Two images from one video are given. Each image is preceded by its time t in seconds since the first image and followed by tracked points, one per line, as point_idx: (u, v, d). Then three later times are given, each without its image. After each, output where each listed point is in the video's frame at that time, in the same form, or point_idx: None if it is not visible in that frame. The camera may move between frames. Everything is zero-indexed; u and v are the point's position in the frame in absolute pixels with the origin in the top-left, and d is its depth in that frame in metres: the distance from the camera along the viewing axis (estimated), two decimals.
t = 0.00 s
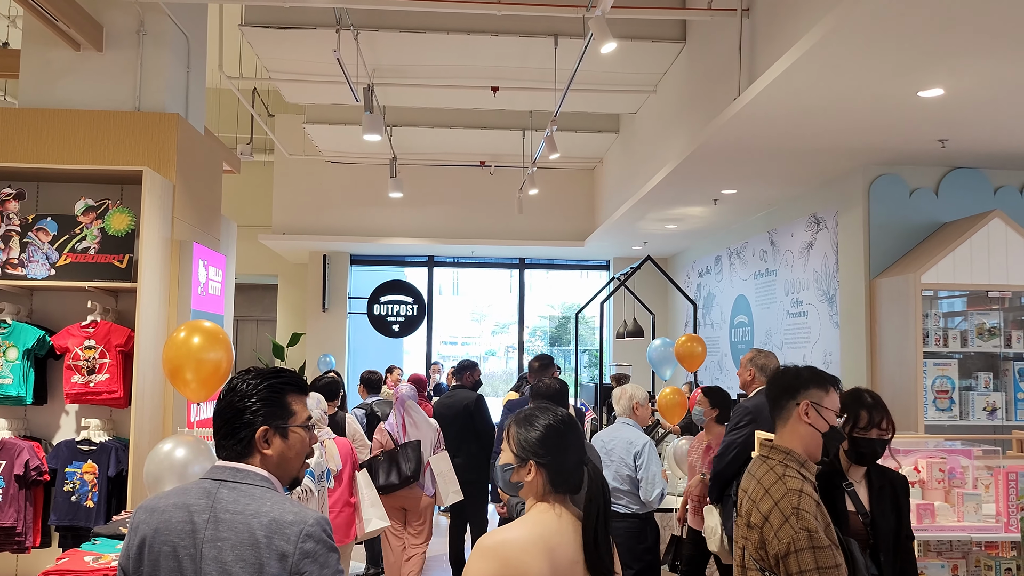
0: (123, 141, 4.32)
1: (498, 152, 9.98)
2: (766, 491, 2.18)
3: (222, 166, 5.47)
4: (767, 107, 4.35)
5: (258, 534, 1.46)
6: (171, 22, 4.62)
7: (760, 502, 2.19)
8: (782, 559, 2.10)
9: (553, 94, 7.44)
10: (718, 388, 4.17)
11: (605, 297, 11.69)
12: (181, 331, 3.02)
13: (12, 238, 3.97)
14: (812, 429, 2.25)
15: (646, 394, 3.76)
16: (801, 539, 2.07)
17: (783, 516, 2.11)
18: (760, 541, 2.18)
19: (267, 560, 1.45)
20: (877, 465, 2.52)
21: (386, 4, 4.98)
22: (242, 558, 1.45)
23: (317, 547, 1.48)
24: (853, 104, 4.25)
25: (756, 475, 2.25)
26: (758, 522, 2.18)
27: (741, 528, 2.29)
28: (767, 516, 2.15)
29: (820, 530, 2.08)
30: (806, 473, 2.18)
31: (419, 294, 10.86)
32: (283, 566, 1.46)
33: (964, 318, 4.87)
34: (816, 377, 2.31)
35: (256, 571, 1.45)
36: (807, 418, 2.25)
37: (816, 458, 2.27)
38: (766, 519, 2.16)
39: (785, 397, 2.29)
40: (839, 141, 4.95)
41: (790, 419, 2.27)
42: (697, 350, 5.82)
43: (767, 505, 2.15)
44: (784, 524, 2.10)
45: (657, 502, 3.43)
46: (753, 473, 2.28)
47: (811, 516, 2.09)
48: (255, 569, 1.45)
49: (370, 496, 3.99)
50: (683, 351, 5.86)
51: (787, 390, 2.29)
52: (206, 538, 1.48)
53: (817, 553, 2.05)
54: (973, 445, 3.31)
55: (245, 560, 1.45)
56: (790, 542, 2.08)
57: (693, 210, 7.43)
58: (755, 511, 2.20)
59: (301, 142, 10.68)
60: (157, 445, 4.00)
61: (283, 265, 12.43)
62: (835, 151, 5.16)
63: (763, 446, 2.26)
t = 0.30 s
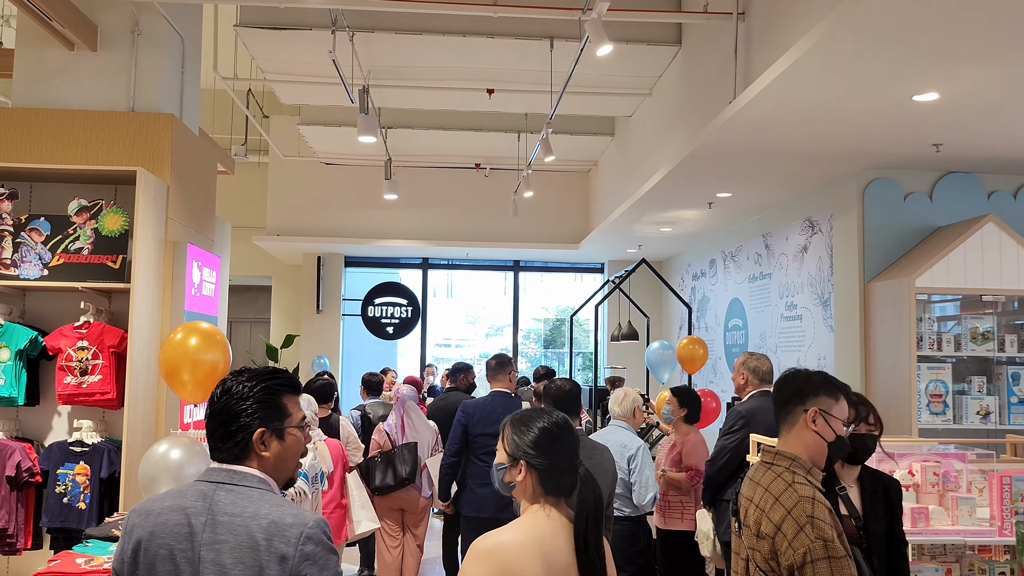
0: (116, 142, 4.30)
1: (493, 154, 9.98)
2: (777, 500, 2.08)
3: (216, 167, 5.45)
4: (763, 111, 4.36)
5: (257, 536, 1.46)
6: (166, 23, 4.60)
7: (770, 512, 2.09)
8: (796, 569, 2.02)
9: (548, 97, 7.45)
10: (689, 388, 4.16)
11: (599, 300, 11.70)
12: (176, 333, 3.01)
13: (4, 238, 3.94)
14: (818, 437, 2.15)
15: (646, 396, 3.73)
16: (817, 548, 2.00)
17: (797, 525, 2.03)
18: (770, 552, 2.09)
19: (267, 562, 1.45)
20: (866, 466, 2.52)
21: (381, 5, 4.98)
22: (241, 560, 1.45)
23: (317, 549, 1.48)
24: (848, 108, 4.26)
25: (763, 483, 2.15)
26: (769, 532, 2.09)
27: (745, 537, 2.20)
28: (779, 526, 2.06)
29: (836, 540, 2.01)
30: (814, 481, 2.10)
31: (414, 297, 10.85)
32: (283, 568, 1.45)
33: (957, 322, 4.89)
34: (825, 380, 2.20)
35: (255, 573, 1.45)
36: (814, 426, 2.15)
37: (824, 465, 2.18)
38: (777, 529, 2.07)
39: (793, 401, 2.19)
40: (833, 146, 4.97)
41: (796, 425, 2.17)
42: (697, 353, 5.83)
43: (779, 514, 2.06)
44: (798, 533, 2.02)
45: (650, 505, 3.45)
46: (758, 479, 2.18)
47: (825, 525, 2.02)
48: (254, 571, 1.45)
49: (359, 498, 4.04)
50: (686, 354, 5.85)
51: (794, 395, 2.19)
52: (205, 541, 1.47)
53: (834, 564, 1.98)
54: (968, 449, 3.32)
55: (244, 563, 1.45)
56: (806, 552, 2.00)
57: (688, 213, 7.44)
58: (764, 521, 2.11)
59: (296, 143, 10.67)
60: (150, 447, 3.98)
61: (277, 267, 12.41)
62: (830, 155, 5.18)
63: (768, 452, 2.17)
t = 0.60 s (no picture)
0: (109, 141, 4.28)
1: (488, 154, 9.96)
2: (789, 509, 1.96)
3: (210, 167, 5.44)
4: (757, 113, 4.37)
5: (254, 540, 1.45)
6: (160, 21, 4.58)
7: (782, 523, 1.96)
8: None
9: (543, 97, 7.45)
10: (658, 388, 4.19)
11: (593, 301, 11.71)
12: (175, 333, 2.99)
13: None
14: (824, 446, 2.09)
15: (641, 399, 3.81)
16: (835, 560, 1.88)
17: (813, 537, 1.90)
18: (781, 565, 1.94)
19: (264, 567, 1.44)
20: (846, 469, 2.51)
21: (376, 5, 4.96)
22: (237, 564, 1.44)
23: (315, 554, 1.48)
24: (842, 110, 4.27)
25: (771, 491, 2.02)
26: (781, 544, 1.95)
27: (749, 549, 2.06)
28: (793, 538, 1.93)
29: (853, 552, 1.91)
30: (823, 489, 2.00)
31: (408, 297, 10.83)
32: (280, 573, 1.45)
33: (949, 323, 4.91)
34: (829, 387, 2.15)
35: None
36: (819, 434, 2.09)
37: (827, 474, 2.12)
38: (790, 540, 1.93)
39: (797, 409, 2.14)
40: (826, 148, 4.99)
41: (801, 433, 2.12)
42: (698, 354, 5.83)
43: (793, 525, 1.94)
44: (814, 545, 1.90)
45: (644, 508, 3.44)
46: (763, 486, 2.06)
47: (841, 537, 1.91)
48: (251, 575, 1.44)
49: (350, 497, 4.03)
50: (686, 355, 5.86)
51: (797, 404, 2.14)
52: (200, 544, 1.46)
53: None
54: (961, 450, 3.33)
55: (240, 567, 1.44)
56: (823, 565, 1.88)
57: (683, 215, 7.45)
58: (775, 532, 1.97)
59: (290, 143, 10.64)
60: (143, 448, 3.96)
61: (271, 266, 12.37)
62: (824, 157, 5.19)
63: (774, 458, 2.07)
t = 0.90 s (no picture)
0: (102, 138, 4.25)
1: (481, 153, 9.95)
2: (808, 518, 1.94)
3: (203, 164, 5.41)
4: (751, 112, 4.38)
5: (253, 543, 1.45)
6: (153, 17, 4.55)
7: (802, 532, 1.93)
8: None
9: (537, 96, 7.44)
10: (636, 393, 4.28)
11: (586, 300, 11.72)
12: (173, 332, 2.98)
13: None
14: (832, 447, 2.08)
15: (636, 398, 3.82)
16: (855, 567, 1.90)
17: (835, 545, 1.90)
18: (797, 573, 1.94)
19: (264, 569, 1.44)
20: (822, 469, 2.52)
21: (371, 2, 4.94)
22: (236, 567, 1.44)
23: (314, 555, 1.48)
24: (836, 109, 4.28)
25: (785, 498, 2.00)
26: (801, 553, 1.93)
27: (761, 556, 2.03)
28: (814, 547, 1.91)
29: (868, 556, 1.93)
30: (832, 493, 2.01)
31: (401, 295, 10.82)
32: None
33: (941, 323, 4.94)
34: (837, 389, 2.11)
35: None
36: (832, 436, 2.07)
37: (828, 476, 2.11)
38: (811, 549, 1.91)
39: (810, 412, 2.05)
40: (820, 147, 5.00)
41: (815, 436, 2.05)
42: (696, 353, 5.82)
43: (813, 533, 1.92)
44: (836, 554, 1.89)
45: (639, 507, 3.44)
46: (774, 493, 2.03)
47: (859, 543, 1.92)
48: None
49: (342, 492, 4.00)
50: (682, 355, 5.86)
51: (812, 408, 2.05)
52: (197, 548, 1.46)
53: None
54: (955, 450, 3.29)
55: (239, 570, 1.44)
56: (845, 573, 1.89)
57: (676, 213, 7.46)
58: (794, 541, 1.94)
59: (282, 141, 10.61)
60: (135, 446, 3.94)
61: (263, 264, 12.33)
62: (817, 156, 5.21)
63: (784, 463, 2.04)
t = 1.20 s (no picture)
0: (91, 134, 4.21)
1: (473, 150, 9.93)
2: (815, 517, 1.94)
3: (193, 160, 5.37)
4: (744, 110, 4.38)
5: (251, 542, 1.45)
6: (142, 12, 4.50)
7: (809, 532, 1.93)
8: None
9: (529, 93, 7.42)
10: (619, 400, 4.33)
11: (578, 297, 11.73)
12: (167, 331, 2.96)
13: None
14: (822, 443, 2.12)
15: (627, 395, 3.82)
16: (859, 564, 1.93)
17: (843, 545, 1.92)
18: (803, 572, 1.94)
19: (262, 567, 1.44)
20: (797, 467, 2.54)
21: None
22: (233, 566, 1.43)
23: (311, 554, 1.48)
24: (828, 108, 4.30)
25: (788, 498, 1.99)
26: (808, 553, 1.92)
27: (762, 556, 2.00)
28: (822, 547, 1.91)
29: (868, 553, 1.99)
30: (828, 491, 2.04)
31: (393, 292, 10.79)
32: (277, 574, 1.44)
33: (931, 320, 4.97)
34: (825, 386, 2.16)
35: None
36: (823, 432, 2.11)
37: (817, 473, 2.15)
38: (819, 549, 1.91)
39: (807, 410, 2.07)
40: (811, 145, 5.02)
41: (810, 433, 2.08)
42: (689, 352, 5.82)
43: (821, 533, 1.92)
44: (844, 553, 1.92)
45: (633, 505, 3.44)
46: (776, 492, 2.01)
47: (861, 541, 1.97)
48: None
49: (336, 486, 4.00)
50: (676, 353, 5.86)
51: (807, 406, 2.07)
52: (193, 547, 1.44)
53: None
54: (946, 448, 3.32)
55: (237, 569, 1.43)
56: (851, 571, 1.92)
57: (668, 211, 7.47)
58: (801, 541, 1.93)
59: (273, 137, 10.55)
60: (125, 445, 3.91)
61: (253, 261, 12.27)
62: (809, 155, 5.22)
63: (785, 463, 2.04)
